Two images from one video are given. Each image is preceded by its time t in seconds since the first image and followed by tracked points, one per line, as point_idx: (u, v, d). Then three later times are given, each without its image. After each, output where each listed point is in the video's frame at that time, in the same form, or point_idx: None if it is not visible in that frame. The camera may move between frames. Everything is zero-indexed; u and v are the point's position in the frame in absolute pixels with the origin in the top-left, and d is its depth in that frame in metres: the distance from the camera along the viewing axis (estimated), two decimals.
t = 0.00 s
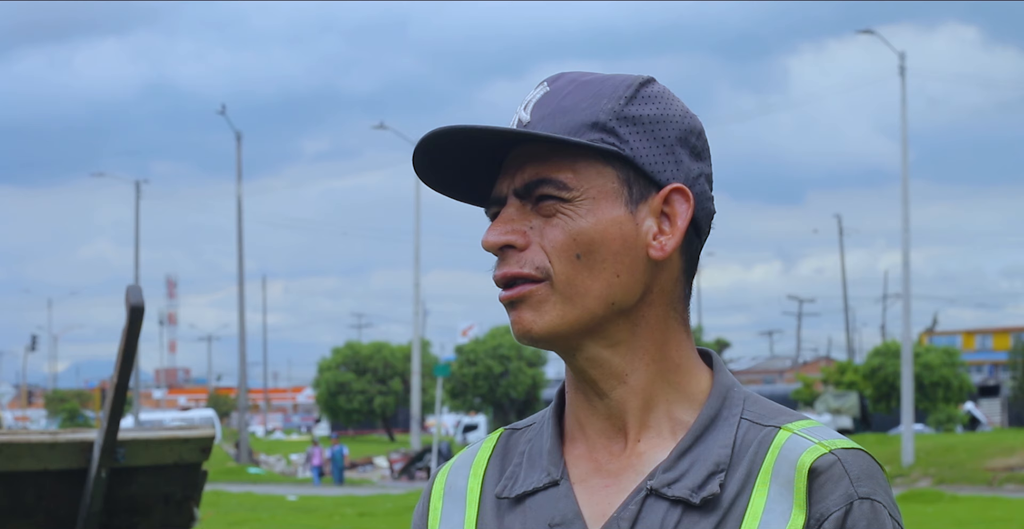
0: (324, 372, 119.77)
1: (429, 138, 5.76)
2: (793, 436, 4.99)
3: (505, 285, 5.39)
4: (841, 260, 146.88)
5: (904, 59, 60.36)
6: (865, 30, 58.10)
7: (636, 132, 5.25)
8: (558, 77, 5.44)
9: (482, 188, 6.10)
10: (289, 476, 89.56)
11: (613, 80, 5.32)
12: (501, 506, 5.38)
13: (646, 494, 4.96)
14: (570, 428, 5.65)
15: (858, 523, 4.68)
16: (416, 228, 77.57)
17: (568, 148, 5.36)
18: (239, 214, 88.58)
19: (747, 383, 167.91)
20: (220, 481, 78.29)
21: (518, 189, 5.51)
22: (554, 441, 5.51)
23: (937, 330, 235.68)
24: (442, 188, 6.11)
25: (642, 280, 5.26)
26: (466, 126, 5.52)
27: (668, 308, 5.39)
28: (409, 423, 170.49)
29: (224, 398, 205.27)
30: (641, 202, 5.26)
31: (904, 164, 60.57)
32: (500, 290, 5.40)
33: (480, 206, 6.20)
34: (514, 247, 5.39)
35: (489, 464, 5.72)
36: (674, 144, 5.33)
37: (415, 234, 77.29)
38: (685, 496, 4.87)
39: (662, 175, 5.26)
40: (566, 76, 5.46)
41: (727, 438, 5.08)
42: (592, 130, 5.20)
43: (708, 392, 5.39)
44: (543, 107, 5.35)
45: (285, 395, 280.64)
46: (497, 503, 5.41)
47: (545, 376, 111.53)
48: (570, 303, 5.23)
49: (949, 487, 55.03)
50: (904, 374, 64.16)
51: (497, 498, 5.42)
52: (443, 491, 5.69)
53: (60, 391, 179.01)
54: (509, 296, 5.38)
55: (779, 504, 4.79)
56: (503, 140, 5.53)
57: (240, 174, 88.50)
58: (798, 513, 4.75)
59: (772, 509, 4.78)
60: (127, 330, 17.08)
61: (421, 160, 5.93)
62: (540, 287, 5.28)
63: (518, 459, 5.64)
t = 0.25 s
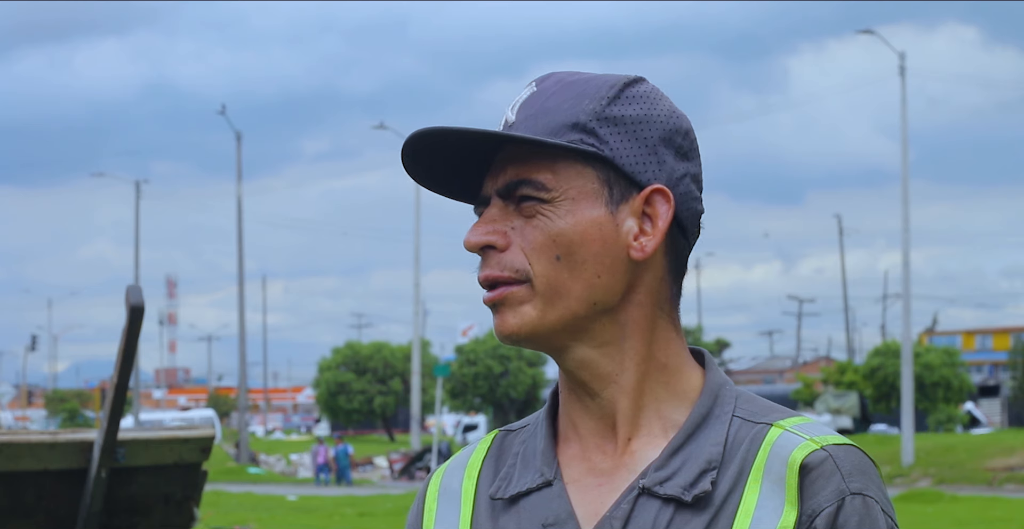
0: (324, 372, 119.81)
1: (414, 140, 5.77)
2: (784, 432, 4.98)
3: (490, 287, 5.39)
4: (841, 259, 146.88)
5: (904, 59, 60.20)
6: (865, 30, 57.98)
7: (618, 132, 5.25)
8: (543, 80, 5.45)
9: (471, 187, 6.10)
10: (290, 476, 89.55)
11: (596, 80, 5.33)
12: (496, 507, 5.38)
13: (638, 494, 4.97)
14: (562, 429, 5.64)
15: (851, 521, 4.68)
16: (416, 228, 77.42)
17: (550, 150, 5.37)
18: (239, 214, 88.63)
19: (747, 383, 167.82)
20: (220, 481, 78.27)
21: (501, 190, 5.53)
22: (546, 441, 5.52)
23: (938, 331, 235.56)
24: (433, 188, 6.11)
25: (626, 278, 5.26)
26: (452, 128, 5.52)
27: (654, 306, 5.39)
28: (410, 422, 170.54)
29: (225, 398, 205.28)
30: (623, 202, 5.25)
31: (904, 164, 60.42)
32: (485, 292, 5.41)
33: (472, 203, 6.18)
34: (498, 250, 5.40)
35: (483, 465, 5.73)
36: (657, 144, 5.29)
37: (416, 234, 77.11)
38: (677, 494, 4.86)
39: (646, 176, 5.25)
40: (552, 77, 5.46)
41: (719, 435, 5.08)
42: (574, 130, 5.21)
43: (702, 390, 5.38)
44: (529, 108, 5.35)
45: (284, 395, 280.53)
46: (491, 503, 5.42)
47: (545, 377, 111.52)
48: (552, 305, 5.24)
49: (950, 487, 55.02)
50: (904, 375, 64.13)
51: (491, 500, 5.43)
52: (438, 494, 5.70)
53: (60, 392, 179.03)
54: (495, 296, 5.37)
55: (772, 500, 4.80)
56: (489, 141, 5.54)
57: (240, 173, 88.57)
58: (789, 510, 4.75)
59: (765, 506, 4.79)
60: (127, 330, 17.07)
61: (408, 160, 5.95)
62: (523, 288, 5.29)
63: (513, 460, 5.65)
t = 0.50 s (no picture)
0: (324, 372, 119.83)
1: (422, 132, 5.75)
2: (775, 433, 4.99)
3: (492, 284, 5.37)
4: (842, 259, 146.90)
5: (905, 59, 60.02)
6: (865, 30, 57.85)
7: (630, 135, 5.26)
8: (551, 73, 5.44)
9: (471, 181, 6.09)
10: (290, 476, 89.61)
11: (606, 80, 5.33)
12: (488, 508, 5.39)
13: (630, 495, 4.97)
14: (555, 430, 5.65)
15: (843, 522, 4.68)
16: (416, 227, 77.30)
17: (563, 147, 5.35)
18: (239, 214, 88.63)
19: (747, 382, 167.82)
20: (220, 481, 78.28)
21: (509, 184, 5.49)
22: (539, 442, 5.52)
23: (938, 330, 235.52)
24: (433, 182, 6.11)
25: (630, 281, 5.27)
26: (459, 123, 5.50)
27: (652, 309, 5.40)
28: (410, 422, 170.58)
29: (225, 398, 205.28)
30: (633, 205, 5.28)
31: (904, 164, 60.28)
32: (488, 286, 5.38)
33: (470, 199, 6.19)
34: (506, 246, 5.36)
35: (475, 467, 5.73)
36: (666, 148, 5.34)
37: (416, 234, 76.98)
38: (669, 494, 4.88)
39: (654, 177, 5.28)
40: (558, 73, 5.46)
41: (711, 435, 5.09)
42: (587, 131, 5.20)
43: (696, 389, 5.39)
44: (537, 102, 5.33)
45: (284, 395, 280.50)
46: (484, 504, 5.42)
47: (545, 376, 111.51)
48: (559, 303, 5.22)
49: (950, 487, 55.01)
50: (904, 375, 64.12)
51: (483, 501, 5.43)
52: (431, 494, 5.69)
53: (61, 391, 178.99)
54: (496, 293, 5.36)
55: (763, 501, 4.80)
56: (495, 135, 5.52)
57: (240, 173, 88.56)
58: (781, 511, 4.76)
59: (756, 507, 4.80)
60: (127, 330, 17.07)
61: (410, 152, 5.91)
62: (530, 284, 5.26)
63: (505, 461, 5.65)
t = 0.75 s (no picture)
0: (324, 372, 119.81)
1: (448, 125, 5.71)
2: (766, 430, 4.99)
3: (509, 280, 5.31)
4: (842, 259, 146.73)
5: (905, 58, 59.85)
6: (865, 29, 57.70)
7: (661, 142, 5.30)
8: (574, 69, 5.42)
9: (482, 172, 6.08)
10: (289, 475, 89.56)
11: (633, 83, 5.33)
12: (481, 505, 5.39)
13: (624, 492, 4.95)
14: (551, 428, 5.64)
15: (832, 518, 4.68)
16: (416, 227, 76.97)
17: (593, 147, 5.32)
18: (239, 214, 88.58)
19: (747, 382, 167.84)
20: (220, 481, 78.31)
21: (540, 182, 5.40)
22: (534, 439, 5.51)
23: (937, 330, 235.41)
24: (443, 172, 6.10)
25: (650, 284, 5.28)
26: (483, 114, 5.46)
27: (662, 313, 5.42)
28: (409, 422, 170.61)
29: (225, 398, 205.27)
30: (657, 212, 5.32)
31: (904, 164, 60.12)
32: (504, 284, 5.33)
33: (480, 191, 6.20)
34: (524, 244, 5.31)
35: (466, 463, 5.73)
36: (688, 155, 5.42)
37: (416, 234, 76.69)
38: (661, 493, 4.87)
39: (681, 184, 5.33)
40: (583, 69, 5.44)
41: (704, 434, 5.09)
42: (622, 134, 5.19)
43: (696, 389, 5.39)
44: (562, 99, 5.29)
45: (284, 395, 280.44)
46: (476, 501, 5.42)
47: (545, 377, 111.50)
48: (581, 302, 5.20)
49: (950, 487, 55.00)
50: (904, 374, 64.11)
51: (476, 497, 5.43)
52: (419, 491, 5.69)
53: (61, 391, 178.96)
54: (512, 288, 5.32)
55: (754, 498, 4.80)
56: (514, 130, 5.49)
57: (241, 173, 88.44)
58: (771, 506, 4.76)
59: (748, 502, 4.79)
60: (127, 330, 17.07)
61: (430, 139, 5.86)
62: (551, 285, 5.22)
63: (497, 457, 5.64)
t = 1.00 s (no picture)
0: (324, 372, 119.81)
1: (432, 126, 5.74)
2: (762, 431, 5.00)
3: (500, 280, 5.34)
4: (842, 259, 146.62)
5: (905, 59, 59.76)
6: (865, 29, 57.64)
7: (647, 138, 5.30)
8: (560, 70, 5.42)
9: (474, 175, 6.10)
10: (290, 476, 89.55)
11: (618, 81, 5.33)
12: (476, 508, 5.39)
13: (618, 495, 4.97)
14: (544, 430, 5.66)
15: (830, 518, 4.69)
16: (417, 227, 76.86)
17: (579, 146, 5.34)
18: (239, 215, 88.50)
19: (748, 382, 167.92)
20: (220, 481, 78.30)
21: (526, 182, 5.43)
22: (527, 441, 5.53)
23: (937, 330, 235.41)
24: (434, 174, 6.13)
25: (639, 281, 5.28)
26: (469, 115, 5.48)
27: (652, 311, 5.42)
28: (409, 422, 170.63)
29: (225, 398, 205.23)
30: (645, 207, 5.31)
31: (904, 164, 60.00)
32: (494, 285, 5.35)
33: (470, 193, 6.22)
34: (515, 244, 5.33)
35: (462, 467, 5.74)
36: (675, 151, 5.40)
37: (417, 234, 76.60)
38: (656, 495, 4.88)
39: (669, 180, 5.32)
40: (568, 69, 5.44)
41: (699, 436, 5.09)
42: (607, 133, 5.19)
43: (688, 390, 5.40)
44: (548, 99, 5.30)
45: (284, 395, 280.45)
46: (471, 503, 5.42)
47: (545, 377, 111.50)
48: (570, 302, 5.21)
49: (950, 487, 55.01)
50: (904, 374, 64.12)
51: (471, 499, 5.43)
52: (415, 495, 5.70)
53: (61, 392, 178.85)
54: (502, 289, 5.34)
55: (751, 500, 4.80)
56: (502, 131, 5.51)
57: (241, 173, 88.26)
58: (768, 509, 4.77)
59: (743, 506, 4.80)
60: (127, 330, 17.07)
61: (417, 143, 5.90)
62: (540, 284, 5.24)
63: (492, 459, 5.65)
